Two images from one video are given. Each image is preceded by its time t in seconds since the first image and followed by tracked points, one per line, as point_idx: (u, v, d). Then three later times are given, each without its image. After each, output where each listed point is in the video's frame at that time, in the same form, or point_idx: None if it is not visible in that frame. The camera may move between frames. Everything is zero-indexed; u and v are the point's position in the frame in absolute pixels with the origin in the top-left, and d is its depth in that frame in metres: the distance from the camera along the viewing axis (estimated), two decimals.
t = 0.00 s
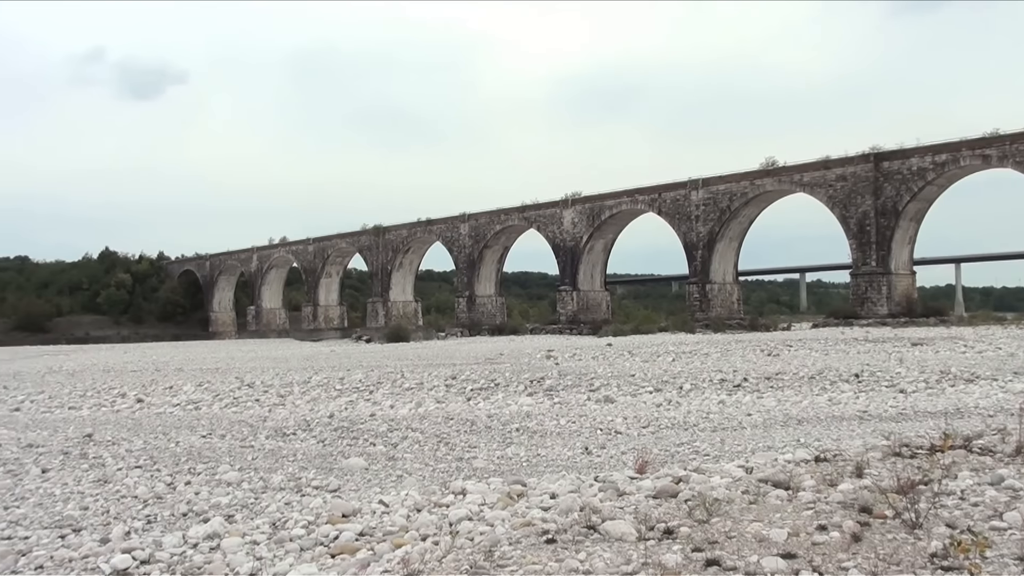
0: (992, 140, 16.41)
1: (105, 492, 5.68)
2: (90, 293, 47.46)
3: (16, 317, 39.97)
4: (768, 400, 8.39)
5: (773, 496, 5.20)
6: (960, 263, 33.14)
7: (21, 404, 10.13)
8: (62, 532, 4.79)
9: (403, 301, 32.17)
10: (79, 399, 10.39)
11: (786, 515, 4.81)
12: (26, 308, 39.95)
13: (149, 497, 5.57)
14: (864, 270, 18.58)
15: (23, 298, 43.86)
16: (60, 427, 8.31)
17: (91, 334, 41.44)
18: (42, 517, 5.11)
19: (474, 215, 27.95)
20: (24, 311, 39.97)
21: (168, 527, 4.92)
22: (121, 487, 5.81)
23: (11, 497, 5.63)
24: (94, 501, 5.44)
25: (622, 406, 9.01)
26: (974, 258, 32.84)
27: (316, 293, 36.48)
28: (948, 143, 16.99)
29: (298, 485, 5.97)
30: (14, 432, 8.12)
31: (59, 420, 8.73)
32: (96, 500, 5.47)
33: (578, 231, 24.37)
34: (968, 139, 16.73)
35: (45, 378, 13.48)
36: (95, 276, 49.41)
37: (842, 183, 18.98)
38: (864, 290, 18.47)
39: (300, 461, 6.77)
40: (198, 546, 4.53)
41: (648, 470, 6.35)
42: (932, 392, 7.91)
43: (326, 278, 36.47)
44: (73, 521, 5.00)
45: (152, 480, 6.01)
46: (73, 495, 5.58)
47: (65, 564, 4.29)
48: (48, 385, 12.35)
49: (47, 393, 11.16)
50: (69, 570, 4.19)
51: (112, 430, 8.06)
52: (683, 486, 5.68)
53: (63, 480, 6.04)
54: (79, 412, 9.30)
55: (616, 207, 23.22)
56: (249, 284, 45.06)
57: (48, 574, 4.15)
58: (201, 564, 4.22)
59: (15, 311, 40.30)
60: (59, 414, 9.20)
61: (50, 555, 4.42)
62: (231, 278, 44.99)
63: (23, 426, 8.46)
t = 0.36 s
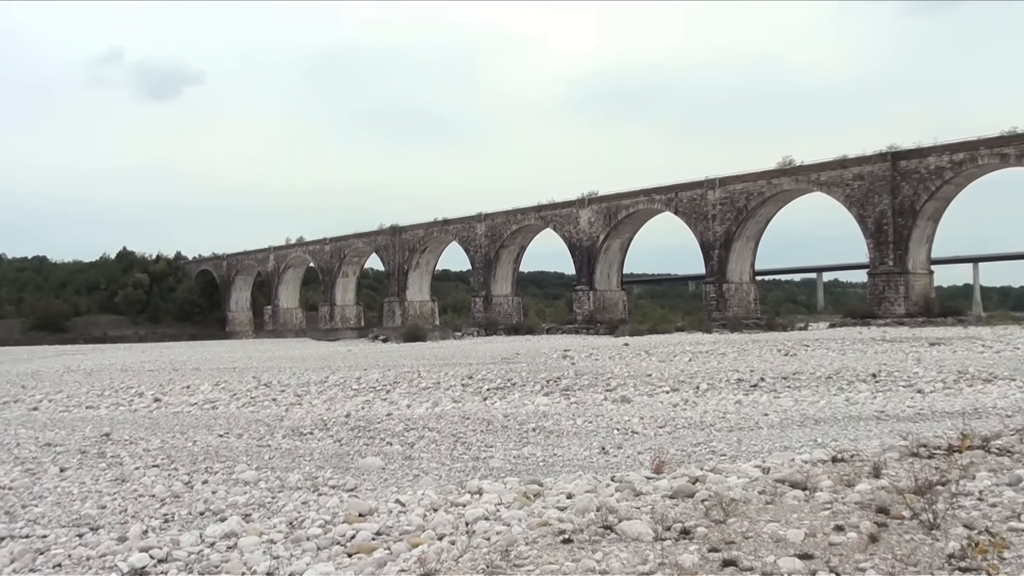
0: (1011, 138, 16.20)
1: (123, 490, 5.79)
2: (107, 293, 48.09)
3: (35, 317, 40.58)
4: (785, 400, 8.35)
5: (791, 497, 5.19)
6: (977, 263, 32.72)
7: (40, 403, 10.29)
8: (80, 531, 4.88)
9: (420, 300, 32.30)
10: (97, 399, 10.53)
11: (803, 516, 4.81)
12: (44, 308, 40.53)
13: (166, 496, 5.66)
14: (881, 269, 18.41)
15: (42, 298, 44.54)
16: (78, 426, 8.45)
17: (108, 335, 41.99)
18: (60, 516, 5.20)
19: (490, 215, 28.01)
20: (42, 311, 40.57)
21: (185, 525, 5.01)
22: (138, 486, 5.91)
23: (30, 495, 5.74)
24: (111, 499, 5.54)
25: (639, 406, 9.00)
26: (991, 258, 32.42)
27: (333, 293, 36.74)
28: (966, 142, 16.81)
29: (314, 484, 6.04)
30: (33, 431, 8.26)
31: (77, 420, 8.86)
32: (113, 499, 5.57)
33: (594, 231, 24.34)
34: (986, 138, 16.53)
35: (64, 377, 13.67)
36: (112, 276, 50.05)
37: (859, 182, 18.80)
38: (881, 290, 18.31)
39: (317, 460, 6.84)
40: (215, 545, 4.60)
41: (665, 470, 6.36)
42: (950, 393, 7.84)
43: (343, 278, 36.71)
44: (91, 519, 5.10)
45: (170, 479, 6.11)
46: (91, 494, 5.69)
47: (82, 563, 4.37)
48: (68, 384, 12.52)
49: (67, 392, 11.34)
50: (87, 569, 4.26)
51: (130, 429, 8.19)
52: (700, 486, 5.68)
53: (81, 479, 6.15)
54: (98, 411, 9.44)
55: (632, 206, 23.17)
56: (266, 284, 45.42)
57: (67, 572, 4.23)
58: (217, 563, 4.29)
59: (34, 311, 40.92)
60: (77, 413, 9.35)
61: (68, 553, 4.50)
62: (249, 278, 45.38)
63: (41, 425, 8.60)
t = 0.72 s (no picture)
0: None
1: (141, 489, 5.89)
2: (126, 293, 48.79)
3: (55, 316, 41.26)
4: (803, 400, 8.31)
5: (809, 497, 5.17)
6: (995, 262, 32.22)
7: (59, 402, 10.46)
8: (99, 529, 4.97)
9: (437, 300, 32.45)
10: (116, 399, 10.68)
11: (821, 516, 4.80)
12: (63, 308, 41.21)
13: (184, 494, 5.76)
14: (900, 269, 18.22)
15: (63, 297, 45.29)
16: (96, 425, 8.60)
17: (126, 334, 42.60)
18: (79, 515, 5.30)
19: (507, 215, 28.07)
20: (60, 311, 41.18)
21: (203, 524, 5.09)
22: (157, 485, 6.01)
23: (50, 494, 5.86)
24: (129, 498, 5.64)
25: (656, 406, 9.00)
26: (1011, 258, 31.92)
27: (351, 293, 37.01)
28: (985, 140, 16.59)
29: (332, 483, 6.12)
30: (52, 430, 8.41)
31: (95, 419, 9.00)
32: (132, 498, 5.67)
33: (612, 231, 24.30)
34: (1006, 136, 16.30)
35: (85, 376, 13.90)
36: (131, 276, 50.76)
37: (877, 181, 18.60)
38: (899, 290, 18.13)
39: (335, 459, 6.92)
40: (233, 544, 4.67)
41: (683, 470, 6.36)
42: (969, 393, 7.75)
43: (361, 278, 36.96)
44: (110, 518, 5.19)
45: (188, 478, 6.21)
46: (110, 493, 5.79)
47: (101, 561, 4.45)
48: (88, 383, 12.72)
49: (86, 391, 11.54)
50: (106, 567, 4.34)
51: (148, 428, 8.33)
52: (718, 487, 5.68)
53: (100, 477, 6.26)
54: (116, 410, 9.60)
55: (649, 206, 23.11)
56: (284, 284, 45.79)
57: (86, 570, 4.31)
58: (236, 561, 4.36)
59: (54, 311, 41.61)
60: (96, 412, 9.51)
61: (87, 552, 4.59)
62: (266, 278, 45.78)
63: (60, 424, 8.75)
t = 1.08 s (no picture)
0: None
1: (161, 488, 6.00)
2: (144, 293, 49.49)
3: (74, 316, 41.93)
4: (822, 400, 8.26)
5: (828, 497, 5.16)
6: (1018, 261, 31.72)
7: (81, 401, 10.64)
8: (119, 528, 5.06)
9: (456, 299, 32.59)
10: (137, 398, 10.85)
11: (840, 516, 4.79)
12: (83, 308, 41.91)
13: (204, 493, 5.86)
14: (919, 268, 18.01)
15: (84, 297, 46.03)
16: (116, 424, 8.76)
17: (146, 334, 43.26)
18: (99, 513, 5.39)
19: (525, 215, 28.11)
20: (80, 310, 41.79)
21: (222, 523, 5.18)
22: (176, 484, 6.11)
23: (69, 492, 5.96)
24: (149, 497, 5.75)
25: (675, 406, 8.99)
26: None
27: (369, 292, 37.25)
28: (1005, 139, 16.36)
29: (351, 483, 6.21)
30: (73, 428, 8.55)
31: (115, 418, 9.15)
32: (152, 496, 5.78)
33: (630, 230, 24.24)
34: None
35: (106, 375, 14.12)
36: (150, 276, 51.47)
37: (896, 181, 18.39)
38: (918, 290, 17.91)
39: (354, 458, 7.00)
40: (252, 543, 4.75)
41: (701, 470, 6.37)
42: (989, 393, 7.67)
43: (379, 278, 37.19)
44: (129, 517, 5.29)
45: (208, 477, 6.32)
46: (129, 492, 5.90)
47: (121, 560, 4.53)
48: (109, 382, 12.92)
49: (105, 390, 11.74)
50: (126, 566, 4.42)
51: (167, 428, 8.47)
52: (736, 487, 5.68)
53: (120, 476, 6.38)
54: (135, 409, 9.77)
55: (668, 205, 23.03)
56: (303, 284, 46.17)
57: (107, 569, 4.39)
58: (255, 560, 4.45)
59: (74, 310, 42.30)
60: (116, 411, 9.69)
61: (107, 550, 4.66)
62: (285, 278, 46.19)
63: (81, 423, 8.89)
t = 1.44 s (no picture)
0: None
1: (181, 487, 6.10)
2: (164, 293, 50.18)
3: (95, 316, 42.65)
4: (842, 400, 8.21)
5: (848, 497, 5.15)
6: None
7: (103, 400, 10.83)
8: (140, 526, 5.16)
9: (475, 299, 32.71)
10: (158, 398, 11.02)
11: (860, 517, 4.77)
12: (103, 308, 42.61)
13: (224, 492, 5.96)
14: (939, 267, 17.77)
15: (105, 297, 46.77)
16: (137, 423, 8.92)
17: (165, 334, 43.92)
18: (120, 512, 5.49)
19: (545, 214, 28.12)
20: (100, 310, 42.44)
21: (242, 522, 5.28)
22: (196, 483, 6.22)
23: (90, 490, 6.07)
24: (170, 496, 5.85)
25: (695, 406, 8.97)
26: None
27: (389, 292, 37.48)
28: None
29: (371, 482, 6.28)
30: (95, 427, 8.70)
31: (136, 418, 9.31)
32: (172, 495, 5.89)
33: (650, 230, 24.16)
34: None
35: (128, 374, 14.36)
36: (170, 276, 52.15)
37: (917, 179, 18.14)
38: (939, 289, 17.66)
39: (374, 458, 7.09)
40: (272, 541, 4.84)
41: (721, 469, 6.37)
42: (1011, 393, 7.57)
43: (399, 277, 37.41)
44: (150, 516, 5.39)
45: (228, 476, 6.42)
46: (150, 490, 6.01)
47: (142, 558, 4.61)
48: (130, 382, 13.13)
49: (125, 390, 11.95)
50: (147, 563, 4.50)
51: (187, 427, 8.62)
52: (756, 487, 5.68)
53: (140, 475, 6.50)
54: (156, 408, 9.95)
55: (687, 204, 22.93)
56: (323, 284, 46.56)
57: (128, 566, 4.47)
58: (275, 559, 4.52)
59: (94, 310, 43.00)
60: (137, 410, 9.87)
61: (127, 548, 4.74)
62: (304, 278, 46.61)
63: (102, 422, 9.05)
